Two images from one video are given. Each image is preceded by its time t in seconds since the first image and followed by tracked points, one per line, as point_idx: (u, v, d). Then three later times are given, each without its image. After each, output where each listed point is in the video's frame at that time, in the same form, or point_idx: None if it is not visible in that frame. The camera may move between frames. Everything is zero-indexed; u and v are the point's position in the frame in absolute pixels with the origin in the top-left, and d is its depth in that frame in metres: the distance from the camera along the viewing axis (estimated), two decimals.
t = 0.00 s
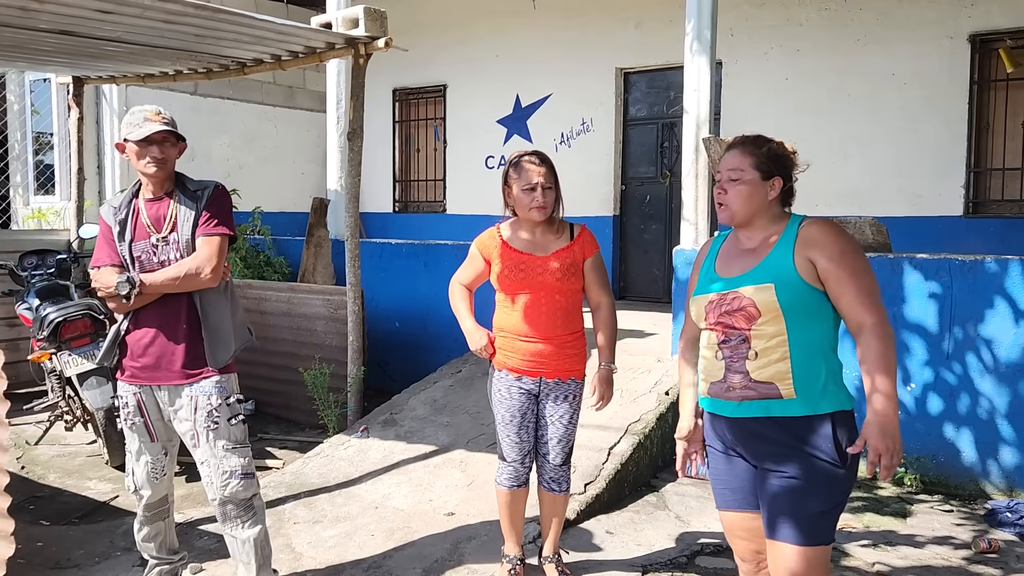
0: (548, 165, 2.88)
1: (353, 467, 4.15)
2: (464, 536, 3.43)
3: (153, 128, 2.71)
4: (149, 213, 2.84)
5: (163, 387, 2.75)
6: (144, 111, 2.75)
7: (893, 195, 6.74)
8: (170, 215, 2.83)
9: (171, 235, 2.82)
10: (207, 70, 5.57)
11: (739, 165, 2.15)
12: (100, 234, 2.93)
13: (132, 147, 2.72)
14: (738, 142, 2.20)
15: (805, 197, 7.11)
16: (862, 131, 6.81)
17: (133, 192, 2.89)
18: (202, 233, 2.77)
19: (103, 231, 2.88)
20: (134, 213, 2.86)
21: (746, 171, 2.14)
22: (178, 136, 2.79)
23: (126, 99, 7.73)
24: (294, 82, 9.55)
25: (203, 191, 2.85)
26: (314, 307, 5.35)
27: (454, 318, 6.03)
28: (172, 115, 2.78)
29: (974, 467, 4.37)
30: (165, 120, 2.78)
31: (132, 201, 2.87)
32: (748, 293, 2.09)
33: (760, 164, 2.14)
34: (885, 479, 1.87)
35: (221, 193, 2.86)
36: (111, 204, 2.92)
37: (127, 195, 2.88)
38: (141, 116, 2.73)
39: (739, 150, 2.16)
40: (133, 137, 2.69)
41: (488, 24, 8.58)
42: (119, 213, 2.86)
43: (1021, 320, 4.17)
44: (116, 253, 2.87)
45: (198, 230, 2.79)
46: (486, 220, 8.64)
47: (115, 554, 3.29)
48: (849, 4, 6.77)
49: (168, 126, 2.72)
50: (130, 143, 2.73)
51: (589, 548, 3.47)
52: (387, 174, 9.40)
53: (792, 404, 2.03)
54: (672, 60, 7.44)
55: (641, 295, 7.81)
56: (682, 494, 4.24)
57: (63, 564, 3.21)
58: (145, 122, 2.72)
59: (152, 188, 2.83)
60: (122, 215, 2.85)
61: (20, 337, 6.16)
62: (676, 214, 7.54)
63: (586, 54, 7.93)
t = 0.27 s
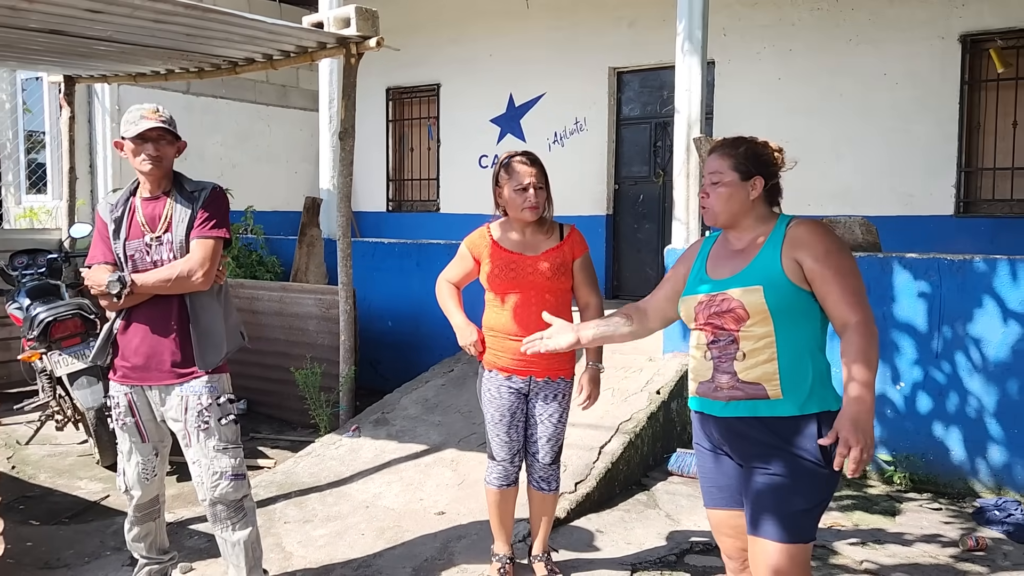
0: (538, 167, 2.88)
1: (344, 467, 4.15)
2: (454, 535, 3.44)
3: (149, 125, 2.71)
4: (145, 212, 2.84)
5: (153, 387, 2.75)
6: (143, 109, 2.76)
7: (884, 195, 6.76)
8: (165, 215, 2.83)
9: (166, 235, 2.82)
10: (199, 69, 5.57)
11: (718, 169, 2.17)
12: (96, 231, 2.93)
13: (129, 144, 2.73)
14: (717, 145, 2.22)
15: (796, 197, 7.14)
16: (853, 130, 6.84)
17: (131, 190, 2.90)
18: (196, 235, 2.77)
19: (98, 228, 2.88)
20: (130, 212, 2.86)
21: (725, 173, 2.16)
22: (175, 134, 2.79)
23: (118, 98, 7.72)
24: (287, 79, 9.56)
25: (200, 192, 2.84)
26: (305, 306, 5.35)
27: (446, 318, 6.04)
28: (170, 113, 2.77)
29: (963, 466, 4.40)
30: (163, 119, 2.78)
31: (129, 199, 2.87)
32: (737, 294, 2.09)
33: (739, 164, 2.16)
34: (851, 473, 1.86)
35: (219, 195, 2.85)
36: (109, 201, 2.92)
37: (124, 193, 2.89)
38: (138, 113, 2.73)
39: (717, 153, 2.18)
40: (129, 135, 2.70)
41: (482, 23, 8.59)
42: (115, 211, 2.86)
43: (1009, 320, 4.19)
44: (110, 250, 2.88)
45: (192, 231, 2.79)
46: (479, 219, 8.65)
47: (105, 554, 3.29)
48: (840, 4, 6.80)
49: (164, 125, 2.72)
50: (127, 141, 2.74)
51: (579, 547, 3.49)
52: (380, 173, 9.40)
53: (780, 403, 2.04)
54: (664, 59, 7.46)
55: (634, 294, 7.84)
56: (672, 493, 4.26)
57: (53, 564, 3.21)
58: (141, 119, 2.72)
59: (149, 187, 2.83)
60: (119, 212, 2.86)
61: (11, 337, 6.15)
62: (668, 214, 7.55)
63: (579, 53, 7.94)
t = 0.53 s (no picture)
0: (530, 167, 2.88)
1: (338, 466, 4.16)
2: (447, 534, 3.45)
3: (143, 126, 2.71)
4: (136, 213, 2.84)
5: (142, 387, 2.76)
6: (136, 110, 2.76)
7: (877, 194, 6.79)
8: (157, 216, 2.83)
9: (158, 237, 2.82)
10: (193, 68, 5.57)
11: (698, 173, 2.19)
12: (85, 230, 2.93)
13: (122, 145, 2.73)
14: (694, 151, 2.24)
15: (790, 196, 7.16)
16: (847, 130, 6.86)
17: (121, 190, 2.89)
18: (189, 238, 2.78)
19: (88, 228, 2.88)
20: (121, 212, 2.86)
21: (705, 175, 2.18)
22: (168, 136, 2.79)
23: (113, 97, 7.72)
24: (282, 79, 9.31)
25: (192, 195, 2.86)
26: (300, 306, 5.36)
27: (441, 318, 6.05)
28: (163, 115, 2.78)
29: (954, 465, 4.42)
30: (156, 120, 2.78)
31: (120, 199, 2.87)
32: (737, 294, 2.09)
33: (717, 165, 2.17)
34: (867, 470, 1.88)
35: (211, 198, 2.87)
36: (99, 200, 2.92)
37: (115, 193, 2.89)
38: (132, 114, 2.73)
39: (695, 157, 2.20)
40: (122, 136, 2.70)
41: (477, 23, 8.59)
42: (105, 211, 2.86)
43: (1000, 319, 4.21)
44: (100, 250, 2.88)
45: (185, 234, 2.81)
46: (474, 218, 8.66)
47: (98, 553, 3.30)
48: (834, 4, 6.82)
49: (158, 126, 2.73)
50: (119, 141, 2.73)
51: (572, 546, 3.50)
52: (375, 173, 9.40)
53: (779, 404, 2.06)
54: (659, 59, 7.47)
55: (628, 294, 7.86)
56: (666, 492, 4.27)
57: (46, 564, 3.21)
58: (135, 120, 2.72)
59: (141, 188, 2.83)
60: (109, 212, 2.85)
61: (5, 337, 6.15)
62: (662, 213, 7.57)
63: (574, 53, 7.95)
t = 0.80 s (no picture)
0: (529, 167, 2.90)
1: (337, 464, 4.18)
2: (447, 531, 3.47)
3: (137, 127, 2.73)
4: (130, 214, 2.86)
5: (138, 386, 2.78)
6: (129, 111, 2.78)
7: (872, 194, 6.82)
8: (151, 216, 2.85)
9: (153, 237, 2.84)
10: (191, 68, 5.57)
11: (699, 173, 2.19)
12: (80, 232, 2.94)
13: (116, 146, 2.75)
14: (692, 151, 2.24)
15: (786, 195, 7.19)
16: (843, 130, 6.89)
17: (114, 192, 2.91)
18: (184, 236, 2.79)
19: (82, 229, 2.89)
20: (115, 213, 2.88)
21: (706, 176, 2.19)
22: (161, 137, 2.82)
23: (110, 96, 7.72)
24: (280, 78, 9.47)
25: (185, 193, 2.87)
26: (298, 305, 5.37)
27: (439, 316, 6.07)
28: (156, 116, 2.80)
29: (949, 462, 4.45)
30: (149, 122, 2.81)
31: (113, 201, 2.89)
32: (737, 294, 2.11)
33: (717, 166, 2.19)
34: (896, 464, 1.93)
35: (203, 196, 2.88)
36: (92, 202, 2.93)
37: (108, 195, 2.90)
38: (125, 115, 2.75)
39: (693, 158, 2.20)
40: (117, 136, 2.72)
41: (474, 22, 8.60)
42: (99, 212, 2.87)
43: (994, 318, 4.25)
44: (95, 251, 2.88)
45: (179, 233, 2.82)
46: (472, 217, 8.68)
47: (99, 551, 3.31)
48: (830, 4, 6.85)
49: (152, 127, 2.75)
50: (113, 143, 2.75)
51: (570, 543, 3.53)
52: (372, 172, 9.41)
53: (779, 401, 2.09)
54: (656, 59, 7.49)
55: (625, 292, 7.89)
56: (663, 490, 4.30)
57: (47, 561, 3.23)
58: (128, 121, 2.74)
59: (133, 188, 2.85)
60: (103, 214, 2.87)
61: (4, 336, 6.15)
62: (659, 212, 7.60)
63: (571, 52, 7.97)
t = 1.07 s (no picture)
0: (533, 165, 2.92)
1: (340, 460, 4.21)
2: (450, 526, 3.50)
3: (136, 127, 2.74)
4: (133, 213, 2.87)
5: (144, 380, 2.80)
6: (128, 111, 2.78)
7: (868, 192, 6.87)
8: (153, 214, 2.86)
9: (155, 235, 2.85)
10: (191, 66, 5.58)
11: (708, 170, 2.22)
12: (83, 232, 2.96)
13: (116, 146, 2.75)
14: (702, 146, 2.26)
15: (782, 193, 7.24)
16: (839, 128, 6.94)
17: (116, 191, 2.92)
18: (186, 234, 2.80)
19: (86, 229, 2.91)
20: (118, 212, 2.89)
21: (715, 174, 2.21)
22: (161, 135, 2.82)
23: (108, 94, 7.72)
24: (278, 77, 9.53)
25: (186, 191, 2.87)
26: (299, 302, 5.40)
27: (438, 314, 6.10)
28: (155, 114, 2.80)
29: (945, 457, 4.50)
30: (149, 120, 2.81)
31: (116, 200, 2.89)
32: (739, 291, 2.15)
33: (726, 165, 2.21)
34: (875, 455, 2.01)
35: (204, 193, 2.88)
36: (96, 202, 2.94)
37: (110, 194, 2.91)
38: (125, 115, 2.76)
39: (704, 155, 2.23)
40: (117, 136, 2.73)
41: (471, 21, 8.63)
42: (102, 211, 2.89)
43: (989, 314, 4.30)
44: (100, 250, 2.90)
45: (182, 230, 2.83)
46: (469, 215, 8.71)
47: (104, 547, 3.33)
48: (826, 3, 6.90)
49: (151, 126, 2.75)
50: (113, 143, 2.76)
51: (572, 537, 3.56)
52: (370, 170, 9.42)
53: (781, 396, 2.12)
54: (653, 57, 7.53)
55: (622, 290, 7.93)
56: (663, 485, 4.34)
57: (53, 556, 3.25)
58: (128, 121, 2.75)
59: (135, 187, 2.86)
60: (106, 213, 2.88)
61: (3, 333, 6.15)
62: (656, 210, 7.63)
63: (568, 51, 8.00)
